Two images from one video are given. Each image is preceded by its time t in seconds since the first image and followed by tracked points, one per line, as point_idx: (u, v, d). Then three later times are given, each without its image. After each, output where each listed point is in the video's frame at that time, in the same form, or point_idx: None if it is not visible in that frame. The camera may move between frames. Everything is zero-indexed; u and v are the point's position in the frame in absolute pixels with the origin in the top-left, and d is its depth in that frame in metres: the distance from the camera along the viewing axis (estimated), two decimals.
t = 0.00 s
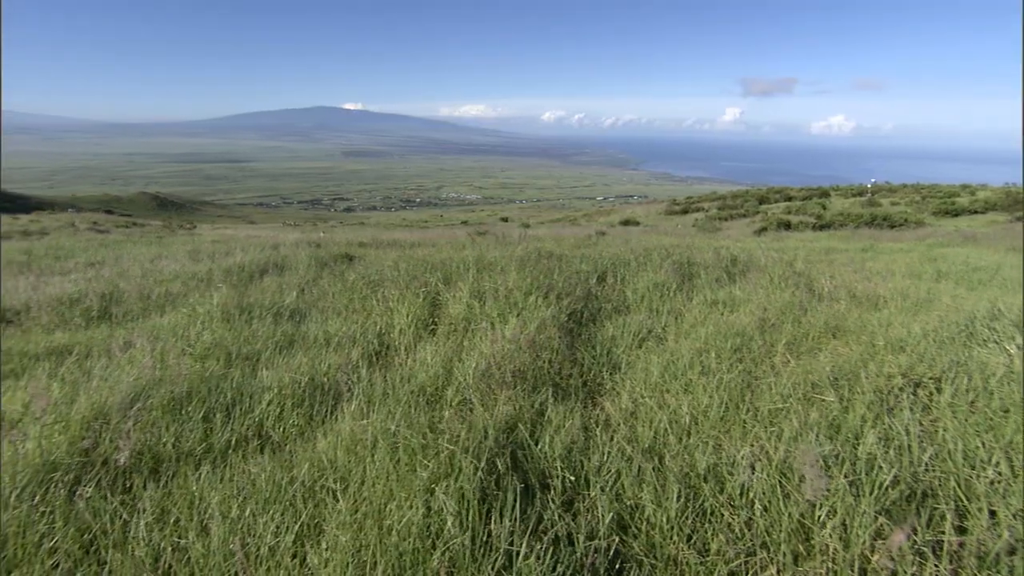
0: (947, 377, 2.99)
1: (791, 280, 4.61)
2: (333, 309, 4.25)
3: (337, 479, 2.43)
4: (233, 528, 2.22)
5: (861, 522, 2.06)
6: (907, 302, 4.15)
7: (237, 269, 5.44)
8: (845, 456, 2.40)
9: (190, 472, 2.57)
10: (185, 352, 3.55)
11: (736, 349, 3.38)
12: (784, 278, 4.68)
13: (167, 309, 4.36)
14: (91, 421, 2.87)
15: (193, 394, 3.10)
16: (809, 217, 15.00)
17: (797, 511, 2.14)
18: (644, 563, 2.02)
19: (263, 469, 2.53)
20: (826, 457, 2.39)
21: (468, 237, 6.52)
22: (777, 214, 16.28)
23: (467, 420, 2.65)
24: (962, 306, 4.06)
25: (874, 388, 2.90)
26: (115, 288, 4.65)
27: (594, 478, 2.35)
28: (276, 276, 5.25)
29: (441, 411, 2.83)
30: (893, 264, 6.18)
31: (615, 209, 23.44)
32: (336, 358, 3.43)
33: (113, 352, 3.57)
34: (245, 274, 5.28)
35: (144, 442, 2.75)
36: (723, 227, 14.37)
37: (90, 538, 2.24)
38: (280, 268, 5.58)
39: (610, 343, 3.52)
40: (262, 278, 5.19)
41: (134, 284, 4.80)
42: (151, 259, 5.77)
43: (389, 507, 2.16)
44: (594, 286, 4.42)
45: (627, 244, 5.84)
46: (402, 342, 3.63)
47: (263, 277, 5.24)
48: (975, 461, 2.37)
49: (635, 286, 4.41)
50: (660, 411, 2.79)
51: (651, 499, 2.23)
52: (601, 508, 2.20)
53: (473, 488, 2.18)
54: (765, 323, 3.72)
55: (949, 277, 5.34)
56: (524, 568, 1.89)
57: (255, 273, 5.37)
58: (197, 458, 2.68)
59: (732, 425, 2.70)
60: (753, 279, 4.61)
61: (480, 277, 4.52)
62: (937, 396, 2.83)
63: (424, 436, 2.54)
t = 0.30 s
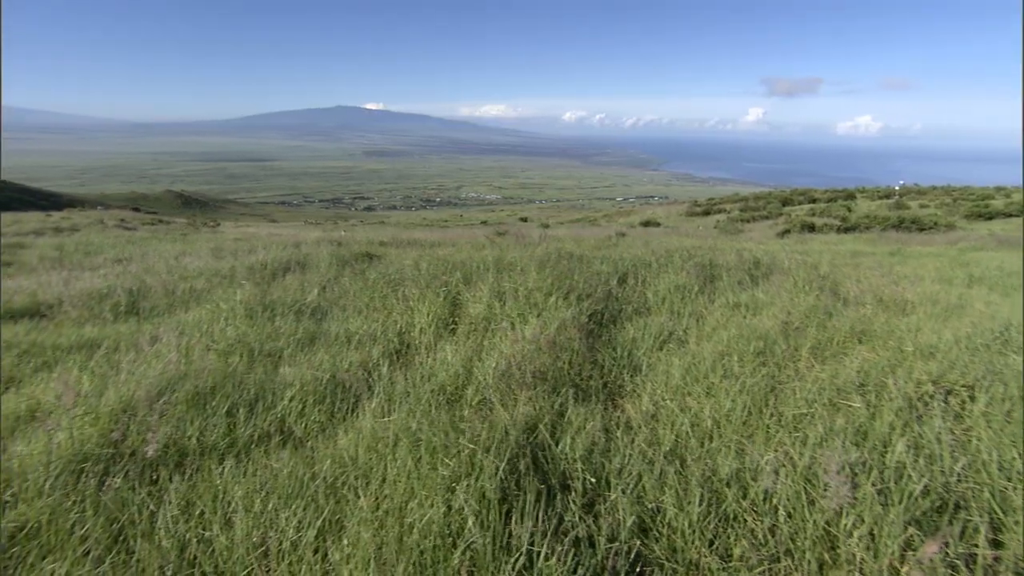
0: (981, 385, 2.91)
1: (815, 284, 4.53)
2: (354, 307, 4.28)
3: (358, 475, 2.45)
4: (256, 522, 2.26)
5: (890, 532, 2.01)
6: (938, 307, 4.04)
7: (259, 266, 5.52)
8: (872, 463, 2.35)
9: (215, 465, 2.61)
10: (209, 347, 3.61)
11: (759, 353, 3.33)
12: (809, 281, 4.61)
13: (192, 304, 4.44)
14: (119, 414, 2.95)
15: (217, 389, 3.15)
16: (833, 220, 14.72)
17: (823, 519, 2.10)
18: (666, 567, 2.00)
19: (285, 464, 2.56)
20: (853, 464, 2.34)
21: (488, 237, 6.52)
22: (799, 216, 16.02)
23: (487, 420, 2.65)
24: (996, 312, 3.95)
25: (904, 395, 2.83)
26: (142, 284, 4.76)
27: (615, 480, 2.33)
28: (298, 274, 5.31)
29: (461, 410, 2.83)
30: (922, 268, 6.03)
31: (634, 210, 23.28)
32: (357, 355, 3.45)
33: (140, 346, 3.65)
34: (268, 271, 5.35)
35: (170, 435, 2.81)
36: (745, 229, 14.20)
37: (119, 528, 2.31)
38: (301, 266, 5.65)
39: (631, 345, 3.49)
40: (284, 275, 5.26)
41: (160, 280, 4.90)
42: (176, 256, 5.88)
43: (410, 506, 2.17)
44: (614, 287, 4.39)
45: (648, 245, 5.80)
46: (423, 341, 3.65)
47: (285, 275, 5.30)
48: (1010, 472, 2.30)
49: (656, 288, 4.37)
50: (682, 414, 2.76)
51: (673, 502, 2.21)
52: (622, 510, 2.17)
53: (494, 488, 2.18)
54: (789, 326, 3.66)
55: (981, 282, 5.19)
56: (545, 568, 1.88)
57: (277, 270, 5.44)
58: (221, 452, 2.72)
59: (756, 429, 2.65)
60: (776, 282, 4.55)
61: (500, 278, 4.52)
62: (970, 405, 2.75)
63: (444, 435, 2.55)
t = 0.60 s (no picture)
0: None
1: (848, 289, 4.42)
2: (380, 306, 4.32)
3: (384, 471, 2.46)
4: (284, 515, 2.29)
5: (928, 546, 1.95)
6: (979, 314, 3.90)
7: (288, 264, 5.61)
8: (909, 474, 2.27)
9: (244, 458, 2.66)
10: (238, 342, 3.68)
11: (789, 358, 3.26)
12: (841, 286, 4.49)
13: (222, 300, 4.54)
14: (153, 406, 3.04)
15: (247, 384, 3.21)
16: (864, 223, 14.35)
17: (856, 530, 2.05)
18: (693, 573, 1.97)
19: (312, 459, 2.60)
20: (888, 474, 2.28)
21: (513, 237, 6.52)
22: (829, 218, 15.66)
23: (512, 420, 2.65)
24: None
25: (942, 404, 2.74)
26: (175, 280, 4.89)
27: (642, 483, 2.31)
28: (325, 271, 5.38)
29: (485, 409, 2.83)
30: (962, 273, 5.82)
31: (658, 211, 23.04)
32: (383, 353, 3.48)
33: (173, 341, 3.76)
34: (296, 268, 5.44)
35: (201, 428, 2.88)
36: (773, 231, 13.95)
37: (152, 516, 2.38)
38: (328, 263, 5.72)
39: (657, 348, 3.45)
40: (311, 273, 5.34)
41: (191, 276, 5.02)
42: (207, 253, 6.02)
43: (436, 504, 2.18)
44: (641, 289, 4.35)
45: (675, 247, 5.73)
46: (448, 340, 3.66)
47: (312, 272, 5.38)
48: None
49: (683, 290, 4.32)
50: (709, 419, 2.72)
51: (701, 508, 2.17)
52: (648, 514, 2.15)
53: (520, 488, 2.18)
54: (820, 332, 3.57)
55: None
56: (571, 570, 1.87)
57: (305, 267, 5.53)
58: (249, 446, 2.77)
59: (786, 435, 2.60)
60: (807, 286, 4.45)
61: (526, 278, 4.52)
62: (1013, 417, 2.65)
63: (470, 433, 2.56)
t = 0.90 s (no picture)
0: None
1: (886, 294, 4.29)
2: (409, 304, 4.35)
3: (413, 469, 2.48)
4: (315, 509, 2.33)
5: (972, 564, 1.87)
6: None
7: (318, 261, 5.71)
8: (953, 488, 2.19)
9: (276, 451, 2.71)
10: (270, 337, 3.76)
11: (823, 364, 3.19)
12: (879, 291, 4.36)
13: (255, 296, 4.65)
14: (188, 397, 3.12)
15: (278, 378, 3.26)
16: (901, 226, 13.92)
17: (896, 544, 1.98)
18: None
19: (341, 454, 2.63)
20: (930, 488, 2.20)
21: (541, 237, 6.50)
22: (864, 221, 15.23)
23: (541, 420, 2.64)
24: None
25: (988, 417, 2.63)
26: (209, 275, 5.02)
27: (672, 488, 2.27)
28: (355, 269, 5.45)
29: (513, 410, 2.83)
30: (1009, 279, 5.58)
31: (685, 212, 22.74)
32: (412, 351, 3.51)
33: (208, 335, 3.85)
34: (326, 265, 5.53)
35: (234, 420, 2.94)
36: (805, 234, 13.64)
37: (188, 505, 2.45)
38: (358, 261, 5.79)
39: (687, 351, 3.40)
40: (341, 270, 5.42)
41: (225, 272, 5.15)
42: (239, 249, 6.16)
43: (465, 502, 2.19)
44: (670, 291, 4.30)
45: (705, 249, 5.65)
46: (476, 339, 3.67)
47: (342, 269, 5.46)
48: None
49: (714, 293, 4.26)
50: (742, 425, 2.67)
51: (733, 515, 2.13)
52: (679, 519, 2.12)
53: (549, 489, 2.17)
54: (857, 338, 3.48)
55: None
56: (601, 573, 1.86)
57: (335, 265, 5.61)
58: (281, 439, 2.82)
59: (822, 443, 2.54)
60: (842, 291, 4.34)
61: (554, 278, 4.50)
62: None
63: (498, 432, 2.56)
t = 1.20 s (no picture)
0: None
1: (930, 301, 4.13)
2: (438, 302, 4.38)
3: (443, 466, 2.50)
4: (347, 504, 2.37)
5: None
6: None
7: (350, 258, 5.79)
8: (1003, 506, 2.11)
9: (308, 445, 2.76)
10: (302, 333, 3.82)
11: (862, 372, 3.09)
12: (922, 298, 4.21)
13: (288, 292, 4.74)
14: (223, 390, 3.19)
15: (311, 374, 3.32)
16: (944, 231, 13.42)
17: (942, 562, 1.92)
18: None
19: (372, 450, 2.66)
20: (979, 506, 2.12)
21: (571, 238, 6.48)
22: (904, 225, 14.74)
23: (571, 422, 2.63)
24: None
25: None
26: (244, 271, 5.15)
27: (705, 494, 2.24)
28: (385, 267, 5.51)
29: (543, 411, 2.83)
30: None
31: (715, 214, 22.34)
32: (442, 350, 3.53)
33: (243, 329, 3.95)
34: (358, 263, 5.61)
35: (268, 414, 3.00)
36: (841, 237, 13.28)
37: (223, 495, 2.51)
38: (388, 259, 5.86)
39: (720, 355, 3.35)
40: (372, 268, 5.48)
41: (259, 268, 5.26)
42: (273, 246, 6.30)
43: (496, 502, 2.20)
44: (703, 294, 4.23)
45: (739, 252, 5.55)
46: (506, 339, 3.67)
47: (373, 267, 5.52)
48: None
49: (747, 297, 4.18)
50: (777, 432, 2.61)
51: (769, 524, 2.09)
52: (712, 527, 2.08)
53: (581, 492, 2.16)
54: (899, 347, 3.37)
55: None
56: None
57: (366, 262, 5.68)
58: (313, 434, 2.86)
59: (861, 454, 2.46)
60: (883, 298, 4.20)
61: (585, 279, 4.48)
62: None
63: (528, 432, 2.56)
